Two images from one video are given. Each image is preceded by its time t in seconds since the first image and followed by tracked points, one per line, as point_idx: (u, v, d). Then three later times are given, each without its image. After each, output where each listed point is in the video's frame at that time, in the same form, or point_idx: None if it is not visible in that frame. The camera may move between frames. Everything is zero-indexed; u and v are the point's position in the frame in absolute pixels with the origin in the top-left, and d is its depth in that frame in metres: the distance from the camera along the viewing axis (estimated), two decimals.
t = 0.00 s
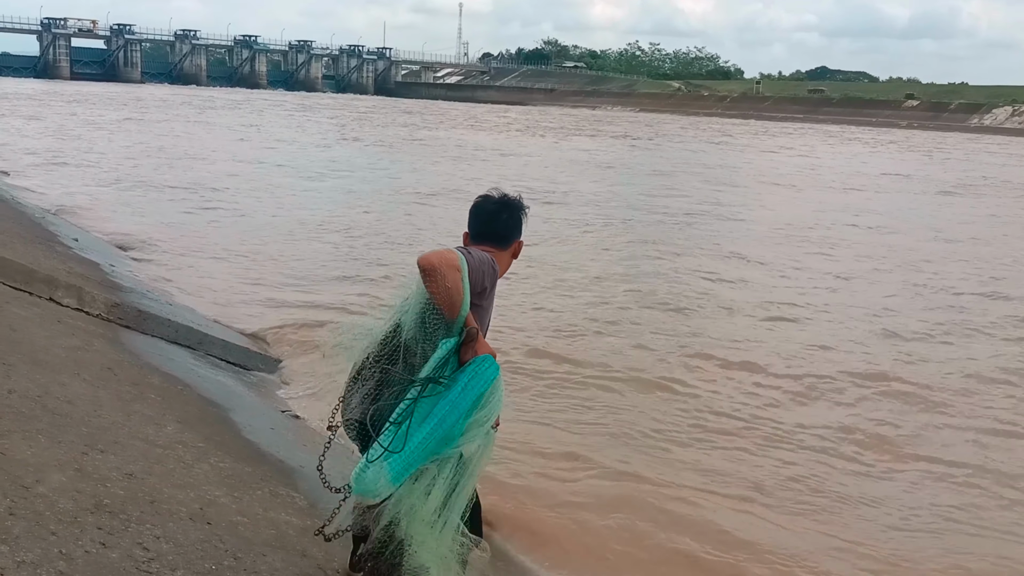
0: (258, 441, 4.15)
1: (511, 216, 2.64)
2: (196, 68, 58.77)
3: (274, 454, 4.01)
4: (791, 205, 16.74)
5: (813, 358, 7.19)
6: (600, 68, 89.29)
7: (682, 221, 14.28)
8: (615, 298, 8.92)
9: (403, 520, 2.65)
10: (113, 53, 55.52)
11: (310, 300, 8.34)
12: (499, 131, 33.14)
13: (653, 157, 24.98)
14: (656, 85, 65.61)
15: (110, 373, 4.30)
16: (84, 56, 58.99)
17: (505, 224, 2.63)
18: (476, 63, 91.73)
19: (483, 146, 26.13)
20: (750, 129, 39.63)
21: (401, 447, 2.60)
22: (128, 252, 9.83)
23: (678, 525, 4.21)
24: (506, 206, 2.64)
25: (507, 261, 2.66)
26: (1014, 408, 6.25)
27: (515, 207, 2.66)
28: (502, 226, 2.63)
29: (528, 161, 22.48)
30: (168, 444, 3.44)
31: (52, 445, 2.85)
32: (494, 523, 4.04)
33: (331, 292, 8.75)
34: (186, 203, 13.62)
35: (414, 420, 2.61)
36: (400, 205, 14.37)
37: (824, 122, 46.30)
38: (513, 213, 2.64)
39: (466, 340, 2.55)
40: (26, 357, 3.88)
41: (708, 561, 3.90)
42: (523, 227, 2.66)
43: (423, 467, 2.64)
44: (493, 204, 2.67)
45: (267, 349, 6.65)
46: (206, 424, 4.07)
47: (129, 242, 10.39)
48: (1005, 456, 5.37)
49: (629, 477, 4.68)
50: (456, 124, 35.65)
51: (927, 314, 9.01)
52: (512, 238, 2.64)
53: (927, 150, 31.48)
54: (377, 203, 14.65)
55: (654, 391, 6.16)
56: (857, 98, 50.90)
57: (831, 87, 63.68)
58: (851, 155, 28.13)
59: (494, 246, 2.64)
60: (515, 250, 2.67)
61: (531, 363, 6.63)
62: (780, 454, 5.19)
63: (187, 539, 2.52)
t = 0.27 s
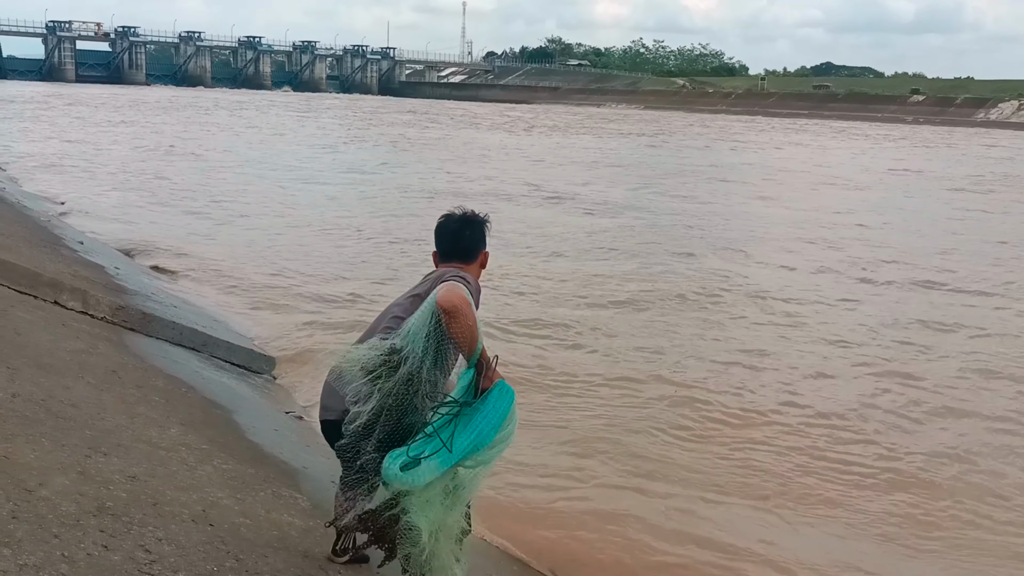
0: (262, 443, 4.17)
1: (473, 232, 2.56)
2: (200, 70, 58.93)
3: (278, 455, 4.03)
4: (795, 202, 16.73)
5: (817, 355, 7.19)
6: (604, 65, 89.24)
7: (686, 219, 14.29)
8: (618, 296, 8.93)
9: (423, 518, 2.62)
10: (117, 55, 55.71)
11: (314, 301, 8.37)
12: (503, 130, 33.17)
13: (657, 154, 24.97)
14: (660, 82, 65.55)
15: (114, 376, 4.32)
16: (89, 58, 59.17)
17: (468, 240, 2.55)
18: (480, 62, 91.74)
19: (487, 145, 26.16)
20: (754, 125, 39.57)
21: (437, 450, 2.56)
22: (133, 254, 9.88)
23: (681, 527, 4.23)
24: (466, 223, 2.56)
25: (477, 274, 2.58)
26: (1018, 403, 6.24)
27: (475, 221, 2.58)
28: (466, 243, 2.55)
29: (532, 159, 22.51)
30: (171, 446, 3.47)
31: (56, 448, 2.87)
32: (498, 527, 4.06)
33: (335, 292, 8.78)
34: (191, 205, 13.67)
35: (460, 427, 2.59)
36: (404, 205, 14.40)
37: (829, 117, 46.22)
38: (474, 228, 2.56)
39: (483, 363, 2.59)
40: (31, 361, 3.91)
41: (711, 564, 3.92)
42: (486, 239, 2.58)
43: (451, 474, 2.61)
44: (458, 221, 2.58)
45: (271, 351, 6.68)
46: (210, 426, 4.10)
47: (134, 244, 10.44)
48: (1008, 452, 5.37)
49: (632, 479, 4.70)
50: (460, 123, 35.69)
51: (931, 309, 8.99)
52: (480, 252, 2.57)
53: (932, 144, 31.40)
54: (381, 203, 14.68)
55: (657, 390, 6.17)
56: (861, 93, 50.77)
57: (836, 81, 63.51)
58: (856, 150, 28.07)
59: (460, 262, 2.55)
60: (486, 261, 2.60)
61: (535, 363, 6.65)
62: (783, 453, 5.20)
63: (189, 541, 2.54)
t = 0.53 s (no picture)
0: (269, 442, 4.20)
1: (398, 191, 2.65)
2: (209, 73, 59.21)
3: (285, 453, 4.06)
4: (804, 197, 16.69)
5: (825, 350, 7.18)
6: (612, 63, 89.08)
7: (695, 216, 14.27)
8: (626, 293, 8.93)
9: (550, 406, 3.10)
10: (127, 59, 55.97)
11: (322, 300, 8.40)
12: (511, 129, 33.18)
13: (665, 151, 24.94)
14: (668, 79, 65.47)
15: (123, 377, 4.35)
16: (99, 62, 59.56)
17: (396, 200, 2.64)
18: (488, 61, 91.76)
19: (495, 145, 26.19)
20: (763, 122, 39.45)
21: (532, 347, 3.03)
22: (143, 256, 9.94)
23: (690, 518, 4.23)
24: (390, 181, 2.64)
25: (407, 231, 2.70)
26: None
27: (397, 180, 2.67)
28: (392, 201, 2.64)
29: (541, 159, 22.53)
30: (179, 445, 3.50)
31: (66, 448, 2.91)
32: (506, 521, 4.07)
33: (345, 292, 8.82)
34: (202, 207, 13.74)
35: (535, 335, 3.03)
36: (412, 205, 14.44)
37: (838, 113, 46.04)
38: (398, 187, 2.65)
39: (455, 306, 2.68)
40: (40, 363, 3.94)
41: (723, 553, 3.92)
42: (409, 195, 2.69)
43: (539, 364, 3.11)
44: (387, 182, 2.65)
45: (280, 349, 6.71)
46: (218, 426, 4.13)
47: (145, 246, 10.50)
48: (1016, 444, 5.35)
49: (641, 472, 4.70)
50: (469, 123, 35.75)
51: (940, 303, 8.96)
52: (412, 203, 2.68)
53: (943, 138, 31.22)
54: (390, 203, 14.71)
55: (664, 387, 6.17)
56: (871, 88, 50.56)
57: (845, 77, 63.25)
58: (866, 145, 27.95)
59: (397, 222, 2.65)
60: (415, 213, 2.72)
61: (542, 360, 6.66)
62: (792, 446, 5.19)
63: (197, 538, 2.57)
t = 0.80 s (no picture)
0: (280, 441, 4.23)
1: (381, 212, 2.74)
2: (220, 75, 59.37)
3: (296, 452, 4.09)
4: (815, 194, 16.62)
5: (837, 349, 7.13)
6: (622, 61, 88.93)
7: (705, 214, 14.24)
8: (636, 293, 8.90)
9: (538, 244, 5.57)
10: (138, 62, 56.24)
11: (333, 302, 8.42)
12: (520, 129, 33.15)
13: (675, 149, 24.88)
14: (678, 76, 65.23)
15: (135, 378, 4.39)
16: (111, 65, 59.82)
17: (379, 221, 2.73)
18: (497, 61, 91.77)
19: (504, 144, 26.19)
20: (773, 118, 39.28)
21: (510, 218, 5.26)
22: (155, 258, 10.00)
23: (702, 516, 4.21)
24: (372, 203, 2.73)
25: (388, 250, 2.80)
26: None
27: (379, 202, 2.76)
28: (375, 222, 2.73)
29: (551, 158, 22.51)
30: (191, 445, 3.53)
31: (79, 448, 2.94)
32: (517, 521, 4.07)
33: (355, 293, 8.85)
34: (212, 210, 13.79)
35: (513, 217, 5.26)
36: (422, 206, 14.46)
37: (849, 108, 45.78)
38: (382, 209, 2.75)
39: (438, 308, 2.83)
40: (53, 365, 3.98)
41: (736, 549, 3.91)
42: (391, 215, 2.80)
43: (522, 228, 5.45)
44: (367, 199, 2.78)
45: (291, 350, 6.73)
46: (230, 426, 4.16)
47: (156, 249, 10.56)
48: None
49: (651, 471, 4.70)
50: (478, 123, 35.76)
51: (952, 300, 8.89)
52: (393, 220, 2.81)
53: (955, 133, 31.01)
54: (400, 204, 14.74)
55: (675, 387, 6.15)
56: (882, 83, 50.28)
57: (855, 72, 62.86)
58: (877, 141, 27.80)
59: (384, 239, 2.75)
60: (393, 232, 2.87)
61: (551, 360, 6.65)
62: (803, 444, 5.19)
63: (208, 537, 2.59)
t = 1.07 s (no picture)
0: (293, 440, 4.25)
1: (387, 190, 2.75)
2: (232, 77, 59.58)
3: (309, 451, 4.11)
4: (828, 189, 16.54)
5: (853, 345, 7.08)
6: (633, 57, 88.64)
7: (718, 210, 14.19)
8: (649, 291, 8.87)
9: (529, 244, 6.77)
10: (151, 64, 56.55)
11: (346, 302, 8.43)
12: (532, 127, 33.11)
13: (687, 146, 24.80)
14: (690, 72, 64.99)
15: (149, 378, 4.42)
16: (124, 68, 60.18)
17: (385, 199, 2.74)
18: (508, 59, 91.70)
19: (516, 143, 26.17)
20: (786, 113, 39.07)
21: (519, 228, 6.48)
22: (169, 259, 10.05)
23: (719, 514, 4.19)
24: (379, 180, 2.74)
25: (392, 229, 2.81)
26: None
27: (386, 179, 2.77)
28: (381, 200, 2.73)
29: (562, 156, 22.48)
30: (204, 444, 3.55)
31: (93, 448, 2.97)
32: (533, 518, 4.05)
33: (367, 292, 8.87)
34: (226, 211, 13.85)
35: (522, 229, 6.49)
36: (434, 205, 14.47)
37: (863, 103, 45.48)
38: (388, 186, 2.75)
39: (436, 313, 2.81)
40: (68, 365, 4.01)
41: (756, 546, 3.88)
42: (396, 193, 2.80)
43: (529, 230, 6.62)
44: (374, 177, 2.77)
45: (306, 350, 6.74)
46: (243, 425, 4.18)
47: (171, 250, 10.61)
48: None
49: (667, 470, 4.67)
50: (490, 122, 35.76)
51: (968, 294, 8.83)
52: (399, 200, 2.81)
53: (970, 127, 30.75)
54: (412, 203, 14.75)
55: (690, 385, 6.13)
56: (896, 77, 49.94)
57: (869, 66, 62.43)
58: (892, 136, 27.61)
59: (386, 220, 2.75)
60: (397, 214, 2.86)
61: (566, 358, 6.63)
62: (817, 441, 5.17)
63: (222, 535, 2.61)
